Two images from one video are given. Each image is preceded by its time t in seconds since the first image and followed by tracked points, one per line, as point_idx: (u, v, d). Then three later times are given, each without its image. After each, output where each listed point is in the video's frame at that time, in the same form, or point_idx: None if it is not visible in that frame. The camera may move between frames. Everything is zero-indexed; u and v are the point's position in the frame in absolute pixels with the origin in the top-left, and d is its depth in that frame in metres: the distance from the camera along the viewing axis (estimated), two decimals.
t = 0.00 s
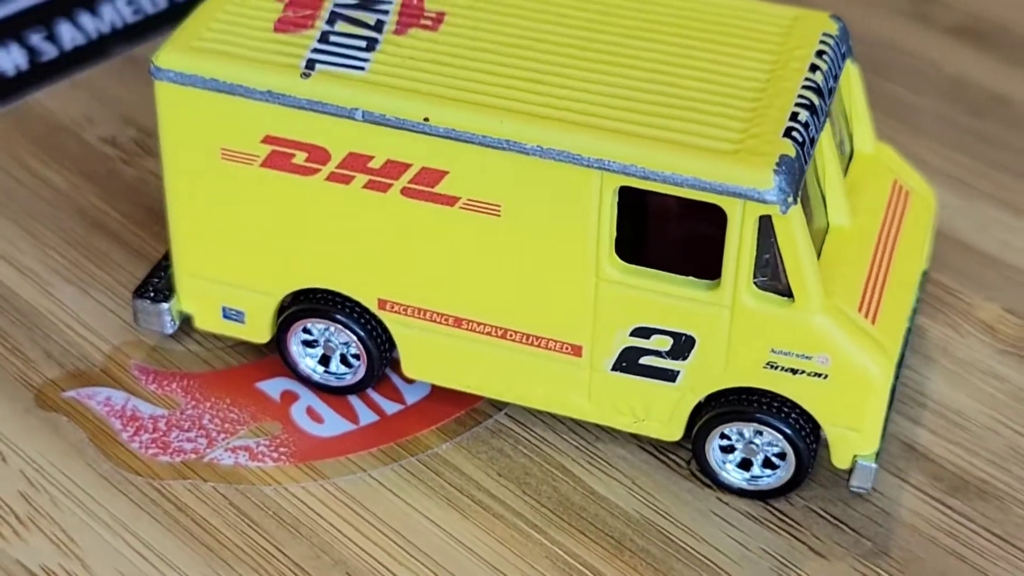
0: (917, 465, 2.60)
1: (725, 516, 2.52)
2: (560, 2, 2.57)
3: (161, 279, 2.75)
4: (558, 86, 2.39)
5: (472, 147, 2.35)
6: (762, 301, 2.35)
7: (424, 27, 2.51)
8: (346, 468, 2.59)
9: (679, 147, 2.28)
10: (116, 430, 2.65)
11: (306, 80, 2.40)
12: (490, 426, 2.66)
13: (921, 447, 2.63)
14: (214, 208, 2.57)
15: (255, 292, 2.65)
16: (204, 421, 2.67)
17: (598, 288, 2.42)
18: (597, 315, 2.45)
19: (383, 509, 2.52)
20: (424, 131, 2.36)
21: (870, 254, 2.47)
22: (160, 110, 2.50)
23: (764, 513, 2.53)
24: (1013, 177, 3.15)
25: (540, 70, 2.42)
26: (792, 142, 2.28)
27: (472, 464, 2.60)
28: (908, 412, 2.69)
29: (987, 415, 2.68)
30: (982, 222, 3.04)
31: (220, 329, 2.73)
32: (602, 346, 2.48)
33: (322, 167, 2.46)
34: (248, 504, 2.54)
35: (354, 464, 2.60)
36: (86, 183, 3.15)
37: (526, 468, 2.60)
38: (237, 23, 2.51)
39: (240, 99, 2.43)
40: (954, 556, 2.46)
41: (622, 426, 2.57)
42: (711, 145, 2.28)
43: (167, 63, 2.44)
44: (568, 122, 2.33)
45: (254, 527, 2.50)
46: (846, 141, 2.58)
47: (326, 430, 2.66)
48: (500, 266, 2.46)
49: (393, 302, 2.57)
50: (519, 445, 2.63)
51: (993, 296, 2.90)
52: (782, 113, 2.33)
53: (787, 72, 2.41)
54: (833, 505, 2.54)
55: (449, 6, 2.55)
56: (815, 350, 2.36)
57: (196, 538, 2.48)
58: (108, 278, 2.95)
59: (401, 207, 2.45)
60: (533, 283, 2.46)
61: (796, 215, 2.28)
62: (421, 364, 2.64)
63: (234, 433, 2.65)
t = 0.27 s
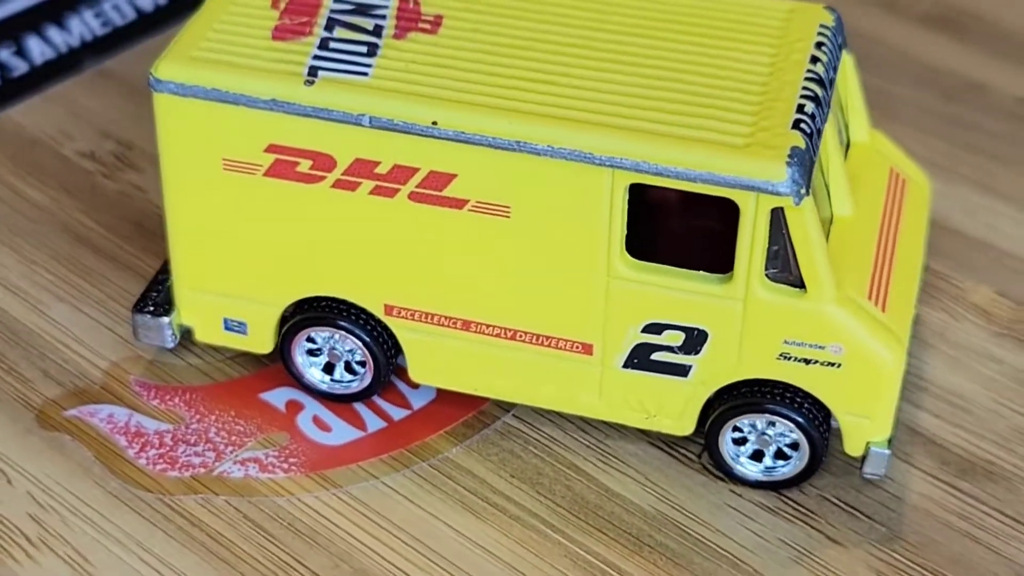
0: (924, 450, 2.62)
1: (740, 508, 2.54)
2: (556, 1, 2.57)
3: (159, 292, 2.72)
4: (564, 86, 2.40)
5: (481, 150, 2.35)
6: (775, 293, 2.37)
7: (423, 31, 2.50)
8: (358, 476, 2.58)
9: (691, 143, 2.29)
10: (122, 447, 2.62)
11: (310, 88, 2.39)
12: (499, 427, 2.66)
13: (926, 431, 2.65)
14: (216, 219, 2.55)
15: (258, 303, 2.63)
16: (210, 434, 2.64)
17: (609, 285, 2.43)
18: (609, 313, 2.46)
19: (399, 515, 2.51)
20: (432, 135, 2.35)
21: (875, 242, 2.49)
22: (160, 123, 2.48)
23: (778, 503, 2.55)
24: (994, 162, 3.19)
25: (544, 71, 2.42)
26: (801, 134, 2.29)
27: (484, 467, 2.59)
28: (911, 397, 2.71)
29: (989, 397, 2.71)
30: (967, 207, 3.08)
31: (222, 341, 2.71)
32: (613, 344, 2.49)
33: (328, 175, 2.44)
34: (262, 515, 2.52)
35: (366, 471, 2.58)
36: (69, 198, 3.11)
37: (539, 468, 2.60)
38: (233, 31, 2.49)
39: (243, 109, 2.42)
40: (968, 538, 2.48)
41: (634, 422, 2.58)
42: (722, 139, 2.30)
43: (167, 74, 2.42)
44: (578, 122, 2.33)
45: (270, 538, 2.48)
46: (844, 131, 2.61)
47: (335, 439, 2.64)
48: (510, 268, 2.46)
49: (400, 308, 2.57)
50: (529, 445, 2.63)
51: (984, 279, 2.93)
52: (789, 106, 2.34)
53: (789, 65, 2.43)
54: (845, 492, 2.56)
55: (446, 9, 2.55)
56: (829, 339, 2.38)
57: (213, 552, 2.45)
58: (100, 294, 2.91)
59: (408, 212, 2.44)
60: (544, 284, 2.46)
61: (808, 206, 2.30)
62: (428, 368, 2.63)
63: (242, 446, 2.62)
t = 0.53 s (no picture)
0: (927, 440, 2.64)
1: (749, 503, 2.55)
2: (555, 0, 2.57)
3: (159, 301, 2.71)
4: (568, 85, 2.40)
5: (487, 151, 2.35)
6: (782, 288, 2.38)
7: (423, 33, 2.49)
8: (366, 481, 2.57)
9: (697, 140, 2.29)
10: (126, 457, 2.61)
11: (313, 92, 2.38)
12: (504, 428, 2.66)
13: (928, 422, 2.67)
14: (217, 226, 2.54)
15: (260, 309, 2.62)
16: (215, 442, 2.63)
17: (616, 284, 2.43)
18: (615, 311, 2.46)
19: (409, 519, 2.51)
20: (438, 137, 2.35)
21: (877, 235, 2.50)
22: (160, 130, 2.46)
23: (786, 497, 2.56)
24: (982, 152, 3.21)
25: (546, 70, 2.43)
26: (806, 129, 2.30)
27: (491, 468, 2.59)
28: (911, 388, 2.73)
29: (989, 387, 2.73)
30: (957, 198, 3.10)
31: (223, 348, 2.70)
32: (620, 342, 2.49)
33: (331, 179, 2.43)
34: (271, 523, 2.50)
35: (374, 476, 2.58)
36: (59, 208, 3.09)
37: (546, 468, 2.60)
38: (232, 37, 2.48)
39: (245, 115, 2.40)
40: (976, 527, 2.50)
41: (640, 420, 2.58)
42: (729, 135, 2.30)
43: (167, 82, 2.40)
44: (584, 121, 2.33)
45: (281, 545, 2.47)
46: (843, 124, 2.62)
47: (341, 443, 2.64)
48: (516, 268, 2.46)
49: (404, 311, 2.56)
50: (535, 446, 2.63)
51: (977, 270, 2.95)
52: (792, 101, 2.35)
53: (789, 60, 2.44)
54: (852, 485, 2.58)
55: (445, 10, 2.54)
56: (836, 333, 2.39)
57: (223, 561, 2.44)
58: (96, 304, 2.89)
59: (413, 215, 2.44)
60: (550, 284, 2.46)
61: (815, 200, 2.31)
62: (432, 371, 2.63)
63: (247, 453, 2.61)
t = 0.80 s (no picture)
0: (932, 426, 2.67)
1: (761, 495, 2.56)
2: None
3: (161, 314, 2.69)
4: (574, 85, 2.40)
5: (496, 152, 2.35)
6: (792, 280, 2.39)
7: (423, 36, 2.49)
8: (379, 487, 2.56)
9: (708, 135, 2.30)
10: (133, 471, 2.58)
11: (317, 98, 2.36)
12: (512, 429, 2.66)
13: (931, 408, 2.70)
14: (220, 235, 2.52)
15: (264, 318, 2.60)
16: (222, 453, 2.61)
17: (627, 281, 2.44)
18: (626, 308, 2.46)
19: (425, 523, 2.50)
20: (446, 140, 2.34)
21: (880, 224, 2.52)
22: (160, 141, 2.44)
23: (797, 488, 2.58)
24: (963, 140, 3.24)
25: (551, 70, 2.43)
26: (813, 121, 2.32)
27: (503, 470, 2.59)
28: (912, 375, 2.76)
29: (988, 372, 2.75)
30: (943, 186, 3.13)
31: (226, 359, 2.68)
32: (630, 339, 2.50)
33: (338, 185, 2.42)
34: (286, 532, 2.49)
35: (385, 481, 2.57)
36: (46, 223, 3.05)
37: (558, 467, 2.60)
38: (232, 45, 2.46)
39: (249, 123, 2.39)
40: (986, 510, 2.53)
41: (651, 417, 2.59)
42: (738, 130, 2.31)
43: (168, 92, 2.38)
44: (594, 120, 2.33)
45: (297, 554, 2.45)
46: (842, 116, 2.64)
47: (350, 450, 2.62)
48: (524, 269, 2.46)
49: (412, 315, 2.56)
50: (545, 445, 2.63)
51: (967, 256, 2.98)
52: (798, 94, 2.37)
53: (790, 53, 2.46)
54: (861, 473, 2.60)
55: (443, 13, 2.54)
56: (846, 322, 2.41)
57: (240, 571, 2.42)
58: (90, 318, 2.86)
59: (421, 218, 2.43)
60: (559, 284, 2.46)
61: (825, 191, 2.32)
62: (439, 374, 2.62)
63: (256, 463, 2.60)
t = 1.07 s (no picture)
0: (935, 416, 2.68)
1: (769, 488, 2.57)
2: None
3: (163, 323, 2.67)
4: (579, 84, 2.40)
5: (503, 153, 2.35)
6: (799, 274, 2.40)
7: (423, 39, 2.48)
8: (389, 491, 2.55)
9: (715, 132, 2.31)
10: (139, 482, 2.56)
11: (321, 103, 2.36)
12: (518, 430, 2.66)
13: (933, 397, 2.71)
14: (223, 243, 2.50)
15: (268, 325, 2.59)
16: (229, 462, 2.60)
17: (634, 279, 2.44)
18: (633, 306, 2.47)
19: (437, 527, 2.50)
20: (453, 142, 2.34)
21: (882, 216, 2.54)
22: (162, 149, 2.42)
23: (805, 480, 2.59)
24: (949, 131, 3.26)
25: (555, 71, 2.43)
26: (817, 115, 2.33)
27: (511, 470, 2.59)
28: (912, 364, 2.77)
29: (988, 360, 2.77)
30: (931, 176, 3.15)
31: (229, 367, 2.66)
32: (637, 337, 2.50)
33: (342, 190, 2.42)
34: (297, 539, 2.47)
35: (395, 486, 2.56)
36: (36, 236, 3.03)
37: (566, 467, 2.60)
38: (231, 52, 2.45)
39: (252, 130, 2.38)
40: (993, 497, 2.55)
41: (658, 413, 2.60)
42: (744, 125, 2.32)
43: (169, 100, 2.37)
44: (601, 119, 2.34)
45: (310, 562, 2.44)
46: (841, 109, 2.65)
47: (357, 456, 2.62)
48: (531, 269, 2.46)
49: (417, 318, 2.55)
50: (552, 445, 2.64)
51: (960, 245, 3.00)
52: (800, 89, 2.38)
53: (789, 48, 2.47)
54: (867, 464, 2.61)
55: (442, 15, 2.54)
56: (853, 314, 2.42)
57: None
58: (87, 330, 2.84)
59: (427, 221, 2.43)
60: (566, 284, 2.46)
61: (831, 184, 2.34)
62: (445, 377, 2.62)
63: (264, 471, 2.58)
